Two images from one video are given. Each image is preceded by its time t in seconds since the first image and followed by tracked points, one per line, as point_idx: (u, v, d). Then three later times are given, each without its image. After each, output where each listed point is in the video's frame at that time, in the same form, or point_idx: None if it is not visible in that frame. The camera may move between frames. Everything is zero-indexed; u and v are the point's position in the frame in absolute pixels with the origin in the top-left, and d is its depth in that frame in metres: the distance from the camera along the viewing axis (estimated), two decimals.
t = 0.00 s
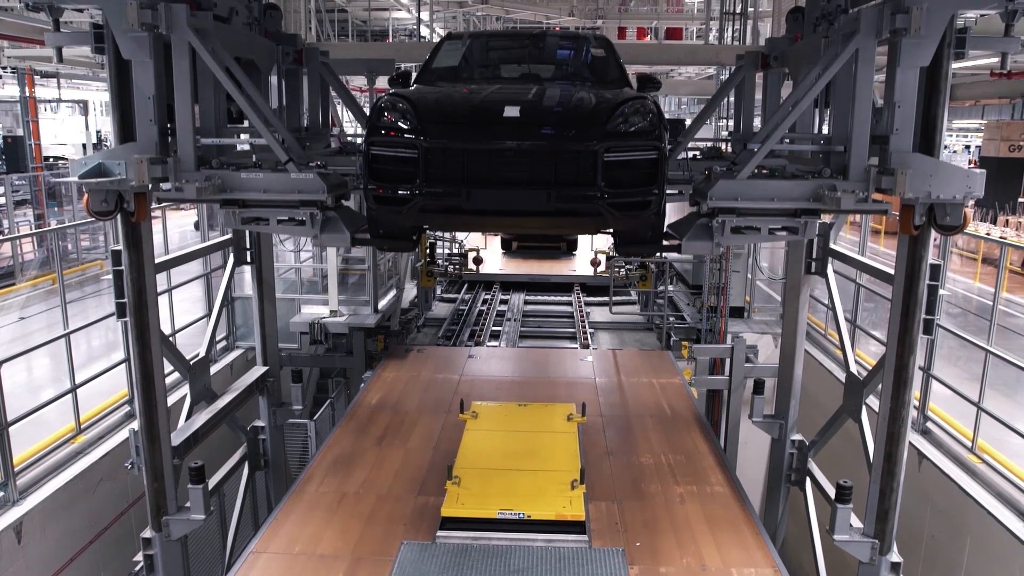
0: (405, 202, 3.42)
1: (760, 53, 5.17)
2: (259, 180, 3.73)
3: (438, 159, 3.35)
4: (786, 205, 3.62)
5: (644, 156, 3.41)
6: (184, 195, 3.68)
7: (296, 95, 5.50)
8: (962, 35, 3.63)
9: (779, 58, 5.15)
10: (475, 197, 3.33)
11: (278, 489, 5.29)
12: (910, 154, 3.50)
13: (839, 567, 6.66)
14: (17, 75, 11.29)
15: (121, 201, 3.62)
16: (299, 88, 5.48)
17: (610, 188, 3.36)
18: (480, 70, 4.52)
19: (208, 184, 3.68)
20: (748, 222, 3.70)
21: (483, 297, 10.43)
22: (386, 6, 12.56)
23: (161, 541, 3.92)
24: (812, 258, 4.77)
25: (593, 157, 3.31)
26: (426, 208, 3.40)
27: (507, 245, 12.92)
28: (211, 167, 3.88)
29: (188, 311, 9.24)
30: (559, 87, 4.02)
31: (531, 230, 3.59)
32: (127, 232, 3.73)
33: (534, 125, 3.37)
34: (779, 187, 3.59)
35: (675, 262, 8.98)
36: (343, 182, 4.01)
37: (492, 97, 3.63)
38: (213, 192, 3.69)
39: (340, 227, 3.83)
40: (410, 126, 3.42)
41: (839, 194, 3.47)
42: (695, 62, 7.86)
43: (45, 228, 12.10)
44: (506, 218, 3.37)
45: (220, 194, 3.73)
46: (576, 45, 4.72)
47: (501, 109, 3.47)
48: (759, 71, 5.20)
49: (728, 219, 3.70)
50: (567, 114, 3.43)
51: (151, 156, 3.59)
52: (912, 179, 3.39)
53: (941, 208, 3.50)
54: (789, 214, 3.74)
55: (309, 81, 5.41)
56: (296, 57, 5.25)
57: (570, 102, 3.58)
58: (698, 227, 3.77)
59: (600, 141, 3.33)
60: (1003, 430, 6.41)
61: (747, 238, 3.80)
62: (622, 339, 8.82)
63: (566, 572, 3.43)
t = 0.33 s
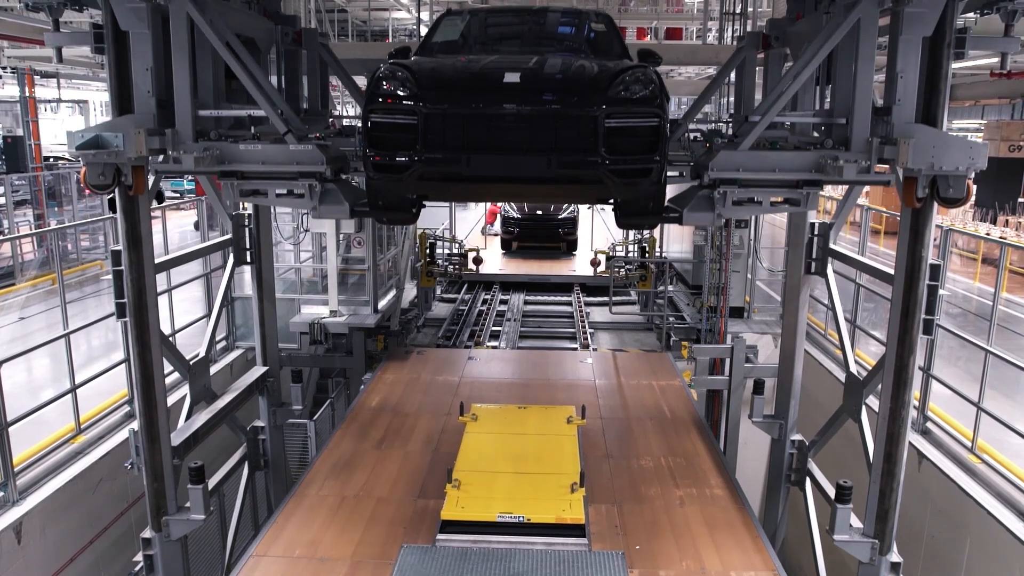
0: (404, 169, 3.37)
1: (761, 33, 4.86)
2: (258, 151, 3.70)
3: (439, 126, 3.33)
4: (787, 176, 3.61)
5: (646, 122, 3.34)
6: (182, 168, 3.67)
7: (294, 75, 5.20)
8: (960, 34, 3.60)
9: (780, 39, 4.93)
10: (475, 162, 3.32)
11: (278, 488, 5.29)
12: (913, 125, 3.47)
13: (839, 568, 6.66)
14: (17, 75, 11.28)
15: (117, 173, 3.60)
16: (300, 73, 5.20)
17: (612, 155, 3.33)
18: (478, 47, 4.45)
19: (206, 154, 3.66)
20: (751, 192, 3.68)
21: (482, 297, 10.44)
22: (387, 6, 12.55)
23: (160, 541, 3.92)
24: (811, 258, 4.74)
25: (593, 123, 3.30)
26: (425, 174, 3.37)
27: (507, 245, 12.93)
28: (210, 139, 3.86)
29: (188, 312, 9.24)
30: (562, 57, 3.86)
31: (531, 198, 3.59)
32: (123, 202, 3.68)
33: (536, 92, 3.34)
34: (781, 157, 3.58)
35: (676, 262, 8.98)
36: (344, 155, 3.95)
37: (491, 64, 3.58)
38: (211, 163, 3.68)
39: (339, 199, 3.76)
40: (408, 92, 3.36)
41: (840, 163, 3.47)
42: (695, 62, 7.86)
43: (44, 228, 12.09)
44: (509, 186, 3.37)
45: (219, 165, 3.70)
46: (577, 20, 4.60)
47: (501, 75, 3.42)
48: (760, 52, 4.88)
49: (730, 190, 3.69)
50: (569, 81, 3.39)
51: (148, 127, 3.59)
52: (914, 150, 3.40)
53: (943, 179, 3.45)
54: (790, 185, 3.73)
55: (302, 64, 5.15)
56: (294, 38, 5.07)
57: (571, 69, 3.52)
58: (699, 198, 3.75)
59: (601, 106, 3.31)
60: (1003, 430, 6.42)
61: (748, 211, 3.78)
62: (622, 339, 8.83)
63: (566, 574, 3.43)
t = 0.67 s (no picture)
0: (404, 133, 3.27)
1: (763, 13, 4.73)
2: (256, 121, 3.64)
3: (439, 91, 3.24)
4: (791, 145, 3.54)
5: (646, 87, 3.21)
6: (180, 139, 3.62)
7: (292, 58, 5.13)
8: (960, 34, 3.60)
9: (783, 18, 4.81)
10: (475, 126, 3.25)
11: (278, 488, 5.28)
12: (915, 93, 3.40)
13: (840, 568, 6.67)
14: (17, 75, 11.29)
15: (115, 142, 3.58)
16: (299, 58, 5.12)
17: (612, 120, 3.23)
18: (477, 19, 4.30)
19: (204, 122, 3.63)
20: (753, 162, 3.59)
21: (482, 297, 10.45)
22: (387, 6, 12.56)
23: (161, 541, 3.91)
24: (811, 258, 4.71)
25: (593, 87, 3.21)
26: (425, 139, 3.29)
27: (507, 245, 12.93)
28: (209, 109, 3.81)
29: (188, 312, 9.25)
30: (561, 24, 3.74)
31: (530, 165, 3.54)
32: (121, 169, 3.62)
33: (538, 55, 3.25)
34: (782, 126, 3.52)
35: (676, 262, 8.98)
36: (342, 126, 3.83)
37: (488, 29, 3.49)
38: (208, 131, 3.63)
39: (338, 168, 3.69)
40: (406, 55, 3.25)
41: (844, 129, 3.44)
42: (696, 62, 7.85)
43: (44, 228, 12.10)
44: (511, 150, 3.31)
45: (217, 135, 3.64)
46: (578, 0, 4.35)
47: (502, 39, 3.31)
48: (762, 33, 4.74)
49: (733, 159, 3.59)
50: (569, 45, 3.29)
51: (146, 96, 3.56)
52: (918, 117, 3.34)
53: (947, 149, 3.40)
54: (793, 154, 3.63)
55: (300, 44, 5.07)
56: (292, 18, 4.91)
57: (572, 32, 3.41)
58: (700, 167, 3.68)
59: (601, 70, 3.21)
60: (1003, 430, 6.42)
61: (751, 180, 3.68)
62: (621, 339, 8.84)
63: None
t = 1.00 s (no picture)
0: (402, 97, 3.22)
1: None
2: (255, 90, 3.63)
3: (438, 53, 3.15)
4: (793, 111, 3.54)
5: (647, 50, 3.11)
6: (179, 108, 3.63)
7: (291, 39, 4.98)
8: (960, 35, 3.57)
9: None
10: (475, 87, 3.17)
11: (278, 488, 5.28)
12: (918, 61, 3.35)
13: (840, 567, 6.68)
14: (18, 75, 11.28)
15: (111, 108, 3.53)
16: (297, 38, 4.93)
17: (614, 81, 3.14)
18: None
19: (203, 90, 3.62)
20: (753, 129, 3.61)
21: (482, 297, 10.46)
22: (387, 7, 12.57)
23: (161, 541, 3.91)
24: (811, 258, 4.69)
25: (596, 48, 3.11)
26: (424, 102, 3.22)
27: (507, 245, 12.94)
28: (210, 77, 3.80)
29: (188, 312, 9.25)
30: None
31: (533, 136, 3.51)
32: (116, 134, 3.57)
33: (539, 17, 3.14)
34: (784, 93, 3.52)
35: (676, 262, 8.98)
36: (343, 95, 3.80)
37: None
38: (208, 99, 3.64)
39: (337, 136, 3.69)
40: (404, 16, 3.15)
41: (846, 93, 3.46)
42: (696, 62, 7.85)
43: (44, 228, 12.09)
44: (511, 115, 3.24)
45: (215, 103, 3.63)
46: None
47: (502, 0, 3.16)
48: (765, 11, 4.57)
49: (733, 127, 3.60)
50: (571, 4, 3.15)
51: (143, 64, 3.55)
52: (921, 82, 3.32)
53: (950, 119, 3.38)
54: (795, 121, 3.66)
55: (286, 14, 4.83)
56: None
57: None
58: (702, 135, 3.69)
59: (603, 31, 3.11)
60: (1003, 430, 6.42)
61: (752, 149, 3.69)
62: (621, 339, 8.84)
63: None
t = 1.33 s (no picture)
0: (400, 57, 3.19)
1: None
2: (253, 57, 3.53)
3: (438, 12, 3.10)
4: (795, 78, 3.50)
5: (646, 11, 3.12)
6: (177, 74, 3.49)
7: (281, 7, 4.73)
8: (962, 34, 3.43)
9: None
10: (475, 47, 3.11)
11: (278, 488, 5.27)
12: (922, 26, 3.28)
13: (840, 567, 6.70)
14: (18, 75, 11.28)
15: (110, 78, 3.47)
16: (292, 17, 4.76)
17: (615, 43, 3.13)
18: None
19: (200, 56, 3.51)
20: (755, 95, 3.55)
21: (482, 297, 10.47)
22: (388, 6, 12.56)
23: (161, 541, 3.90)
24: (811, 258, 4.68)
25: (597, 9, 3.07)
26: (423, 64, 3.19)
27: (507, 245, 12.94)
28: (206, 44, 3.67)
29: (188, 312, 9.25)
30: None
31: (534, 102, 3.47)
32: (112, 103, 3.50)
33: None
34: (785, 58, 3.49)
35: (677, 263, 8.99)
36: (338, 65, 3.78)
37: None
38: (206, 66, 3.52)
39: (337, 103, 3.65)
40: None
41: (849, 57, 3.45)
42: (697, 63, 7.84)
43: (45, 228, 12.10)
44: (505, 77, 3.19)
45: (212, 70, 3.53)
46: None
47: None
48: None
49: (736, 93, 3.54)
50: None
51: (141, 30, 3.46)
52: (926, 46, 3.21)
53: (953, 85, 3.27)
54: (798, 88, 3.56)
55: None
56: None
57: None
58: (704, 101, 3.67)
59: None
60: (1003, 430, 6.42)
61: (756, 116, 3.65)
62: (621, 339, 8.85)
63: None
